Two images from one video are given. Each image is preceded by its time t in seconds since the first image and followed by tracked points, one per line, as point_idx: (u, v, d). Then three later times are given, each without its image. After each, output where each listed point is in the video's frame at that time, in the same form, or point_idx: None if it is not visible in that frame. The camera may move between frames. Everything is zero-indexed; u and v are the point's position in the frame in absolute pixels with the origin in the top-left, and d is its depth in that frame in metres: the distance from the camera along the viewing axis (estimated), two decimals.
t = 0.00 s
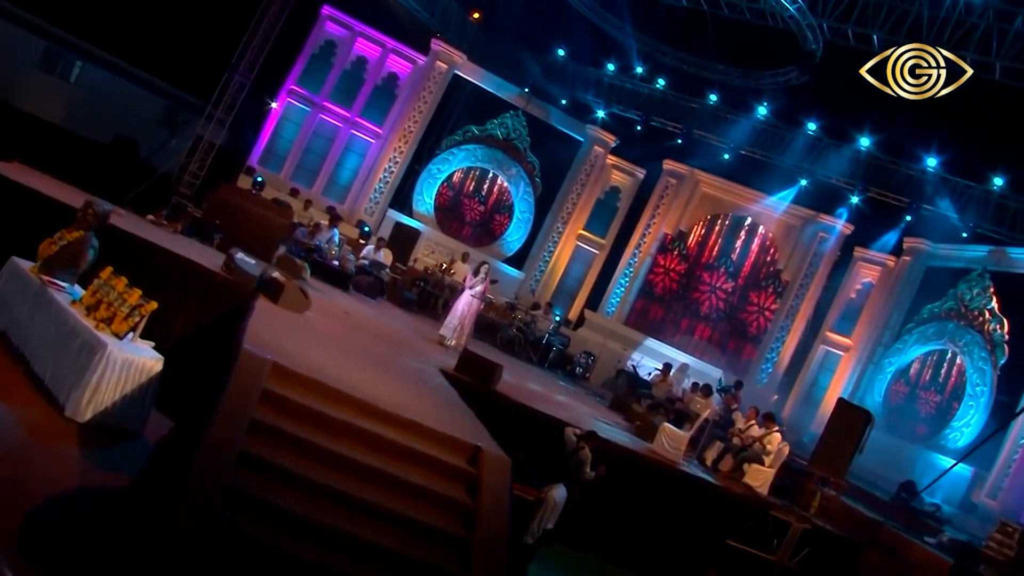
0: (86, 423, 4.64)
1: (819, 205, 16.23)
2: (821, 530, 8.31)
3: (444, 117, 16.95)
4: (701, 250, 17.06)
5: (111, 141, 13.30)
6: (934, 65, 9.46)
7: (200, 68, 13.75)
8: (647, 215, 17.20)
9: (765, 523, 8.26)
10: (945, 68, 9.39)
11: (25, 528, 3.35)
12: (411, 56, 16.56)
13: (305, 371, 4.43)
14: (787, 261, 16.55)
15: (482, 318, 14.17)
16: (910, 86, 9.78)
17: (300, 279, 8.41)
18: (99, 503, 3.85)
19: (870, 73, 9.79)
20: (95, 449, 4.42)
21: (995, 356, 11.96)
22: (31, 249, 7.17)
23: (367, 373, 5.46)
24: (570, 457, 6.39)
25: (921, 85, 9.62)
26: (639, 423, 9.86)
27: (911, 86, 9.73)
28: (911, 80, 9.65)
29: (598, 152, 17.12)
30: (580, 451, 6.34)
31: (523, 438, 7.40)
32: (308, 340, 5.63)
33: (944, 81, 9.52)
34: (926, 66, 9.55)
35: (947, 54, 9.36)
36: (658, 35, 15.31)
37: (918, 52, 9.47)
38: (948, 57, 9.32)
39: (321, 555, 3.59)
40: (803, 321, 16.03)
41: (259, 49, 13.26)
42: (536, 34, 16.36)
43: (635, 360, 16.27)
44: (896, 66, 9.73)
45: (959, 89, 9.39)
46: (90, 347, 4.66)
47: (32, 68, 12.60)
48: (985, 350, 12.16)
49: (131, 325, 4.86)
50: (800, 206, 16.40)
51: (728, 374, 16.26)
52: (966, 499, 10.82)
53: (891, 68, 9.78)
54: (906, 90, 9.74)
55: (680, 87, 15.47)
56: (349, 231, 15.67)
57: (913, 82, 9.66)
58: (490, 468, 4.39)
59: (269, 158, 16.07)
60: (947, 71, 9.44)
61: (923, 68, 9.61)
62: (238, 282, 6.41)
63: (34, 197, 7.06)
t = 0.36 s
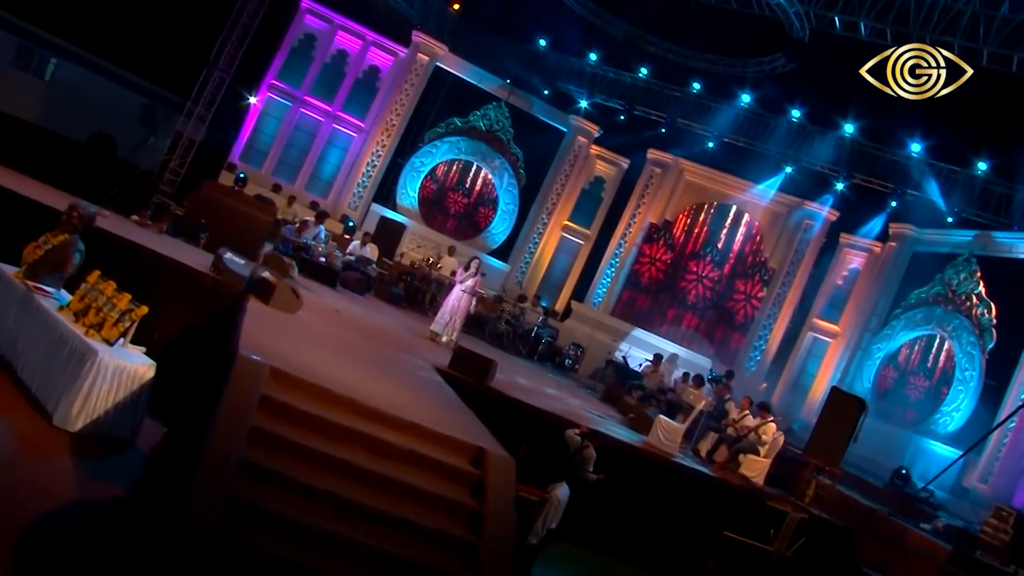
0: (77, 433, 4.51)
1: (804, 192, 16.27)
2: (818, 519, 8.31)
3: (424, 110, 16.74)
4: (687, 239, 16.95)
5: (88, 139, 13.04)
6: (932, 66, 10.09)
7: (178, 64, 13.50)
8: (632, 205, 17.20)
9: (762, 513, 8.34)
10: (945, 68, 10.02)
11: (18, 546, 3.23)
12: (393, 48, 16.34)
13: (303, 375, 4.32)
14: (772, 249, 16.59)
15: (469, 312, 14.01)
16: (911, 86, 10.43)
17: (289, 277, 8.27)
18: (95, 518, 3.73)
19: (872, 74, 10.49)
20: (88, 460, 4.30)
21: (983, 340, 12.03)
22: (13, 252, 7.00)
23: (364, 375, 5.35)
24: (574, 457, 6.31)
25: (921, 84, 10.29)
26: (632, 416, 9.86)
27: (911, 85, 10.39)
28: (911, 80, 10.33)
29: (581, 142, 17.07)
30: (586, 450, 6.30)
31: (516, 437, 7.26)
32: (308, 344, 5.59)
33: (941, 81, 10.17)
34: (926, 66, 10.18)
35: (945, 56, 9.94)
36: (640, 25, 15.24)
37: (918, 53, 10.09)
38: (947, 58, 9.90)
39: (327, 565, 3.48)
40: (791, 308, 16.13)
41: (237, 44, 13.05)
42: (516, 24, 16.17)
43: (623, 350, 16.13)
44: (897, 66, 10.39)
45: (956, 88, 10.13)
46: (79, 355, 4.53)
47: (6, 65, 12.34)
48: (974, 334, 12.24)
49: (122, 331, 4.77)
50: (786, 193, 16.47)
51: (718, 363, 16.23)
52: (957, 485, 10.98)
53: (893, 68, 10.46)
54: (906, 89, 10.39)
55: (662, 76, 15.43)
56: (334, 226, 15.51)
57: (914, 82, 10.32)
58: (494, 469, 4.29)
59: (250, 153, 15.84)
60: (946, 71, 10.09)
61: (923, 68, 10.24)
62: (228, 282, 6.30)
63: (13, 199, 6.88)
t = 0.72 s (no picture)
0: (71, 446, 4.39)
1: (789, 178, 16.30)
2: (815, 506, 8.39)
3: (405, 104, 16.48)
4: (673, 228, 16.95)
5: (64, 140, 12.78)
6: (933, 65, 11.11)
7: (155, 62, 13.26)
8: (617, 196, 17.14)
9: (761, 503, 8.35)
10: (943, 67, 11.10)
11: (15, 568, 3.11)
12: (373, 42, 16.12)
13: (303, 380, 4.20)
14: (758, 236, 16.54)
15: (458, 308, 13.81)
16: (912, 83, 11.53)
17: (278, 277, 8.09)
18: (94, 536, 3.62)
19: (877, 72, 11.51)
20: (83, 475, 4.18)
21: (972, 323, 12.20)
22: None
23: (363, 379, 5.25)
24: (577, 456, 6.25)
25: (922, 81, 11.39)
26: (627, 409, 9.85)
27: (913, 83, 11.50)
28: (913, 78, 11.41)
29: (564, 134, 16.91)
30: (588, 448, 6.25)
31: (518, 431, 7.28)
32: (308, 349, 5.50)
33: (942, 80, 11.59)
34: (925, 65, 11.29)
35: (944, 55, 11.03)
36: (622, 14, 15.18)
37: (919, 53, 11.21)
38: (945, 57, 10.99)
39: None
40: (778, 295, 16.06)
41: (215, 42, 12.87)
42: (496, 15, 16.02)
43: (610, 341, 16.13)
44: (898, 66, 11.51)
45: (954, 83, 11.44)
46: (71, 366, 4.41)
47: None
48: (962, 318, 12.41)
49: (113, 340, 4.64)
50: (772, 181, 16.47)
51: (708, 352, 16.22)
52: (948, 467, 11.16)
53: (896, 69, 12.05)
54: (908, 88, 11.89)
55: (644, 65, 15.37)
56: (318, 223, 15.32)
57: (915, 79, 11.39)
58: (501, 471, 4.21)
59: (231, 151, 15.61)
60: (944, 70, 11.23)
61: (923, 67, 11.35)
62: (220, 286, 6.17)
63: None
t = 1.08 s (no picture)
0: (67, 462, 4.27)
1: (776, 166, 16.26)
2: (816, 496, 8.52)
3: (384, 102, 16.25)
4: (659, 219, 16.94)
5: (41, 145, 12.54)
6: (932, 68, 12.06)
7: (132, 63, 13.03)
8: (603, 187, 17.08)
9: (761, 495, 8.36)
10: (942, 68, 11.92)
11: None
12: (353, 39, 16.01)
13: (307, 389, 4.10)
14: (745, 225, 16.56)
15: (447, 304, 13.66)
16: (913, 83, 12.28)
17: (267, 280, 7.95)
18: (97, 556, 3.51)
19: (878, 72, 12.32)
20: (82, 492, 4.07)
21: (963, 307, 12.33)
22: None
23: (363, 383, 5.15)
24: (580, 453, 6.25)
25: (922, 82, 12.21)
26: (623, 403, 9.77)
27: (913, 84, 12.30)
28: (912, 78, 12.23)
29: (548, 126, 16.98)
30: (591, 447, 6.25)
31: (517, 430, 7.21)
32: (306, 353, 5.39)
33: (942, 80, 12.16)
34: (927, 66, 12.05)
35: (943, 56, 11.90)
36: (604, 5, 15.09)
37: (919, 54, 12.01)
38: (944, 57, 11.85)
39: None
40: (766, 284, 16.12)
41: (193, 42, 12.68)
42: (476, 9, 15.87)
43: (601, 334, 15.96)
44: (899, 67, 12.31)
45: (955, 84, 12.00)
46: (64, 380, 4.29)
47: None
48: (952, 302, 12.56)
49: (106, 351, 4.52)
50: (759, 169, 16.47)
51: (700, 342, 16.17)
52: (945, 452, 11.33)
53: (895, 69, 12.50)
54: (908, 87, 12.41)
55: (625, 55, 15.29)
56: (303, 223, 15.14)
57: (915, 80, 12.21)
58: (511, 475, 4.14)
59: (212, 152, 15.39)
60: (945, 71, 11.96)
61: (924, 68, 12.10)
62: (211, 292, 6.05)
63: None
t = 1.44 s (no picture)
0: (70, 480, 4.15)
1: (767, 156, 16.27)
2: (821, 488, 8.57)
3: (375, 93, 16.12)
4: (653, 213, 16.88)
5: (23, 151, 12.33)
6: (932, 66, 12.03)
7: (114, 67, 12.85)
8: (594, 180, 17.00)
9: (768, 488, 8.33)
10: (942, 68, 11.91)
11: None
12: (339, 37, 15.83)
13: (318, 399, 4.00)
14: (738, 215, 16.51)
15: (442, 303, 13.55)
16: (911, 86, 12.27)
17: (263, 284, 7.80)
18: None
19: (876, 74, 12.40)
20: (88, 511, 3.96)
21: (959, 295, 12.48)
22: None
23: (369, 389, 5.04)
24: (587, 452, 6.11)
25: (922, 84, 12.13)
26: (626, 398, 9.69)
27: (912, 86, 12.25)
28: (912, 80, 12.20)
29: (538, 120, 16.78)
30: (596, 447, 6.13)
31: (522, 431, 7.11)
32: (309, 359, 5.31)
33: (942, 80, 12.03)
34: (926, 66, 12.07)
35: (944, 56, 11.94)
36: None
37: (919, 53, 12.09)
38: (945, 58, 11.89)
39: None
40: (761, 274, 16.09)
41: (178, 44, 12.56)
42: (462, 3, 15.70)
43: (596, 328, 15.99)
44: (898, 67, 12.31)
45: (954, 84, 11.88)
46: (65, 396, 4.17)
47: None
48: (948, 288, 12.66)
49: (107, 364, 4.39)
50: (751, 159, 16.43)
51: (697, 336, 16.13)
52: (947, 438, 11.32)
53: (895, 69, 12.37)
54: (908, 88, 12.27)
55: (614, 48, 15.16)
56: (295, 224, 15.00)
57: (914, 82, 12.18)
58: (527, 480, 4.04)
59: (200, 155, 15.22)
60: (944, 71, 11.95)
61: (923, 69, 12.14)
62: (208, 299, 5.92)
63: None
